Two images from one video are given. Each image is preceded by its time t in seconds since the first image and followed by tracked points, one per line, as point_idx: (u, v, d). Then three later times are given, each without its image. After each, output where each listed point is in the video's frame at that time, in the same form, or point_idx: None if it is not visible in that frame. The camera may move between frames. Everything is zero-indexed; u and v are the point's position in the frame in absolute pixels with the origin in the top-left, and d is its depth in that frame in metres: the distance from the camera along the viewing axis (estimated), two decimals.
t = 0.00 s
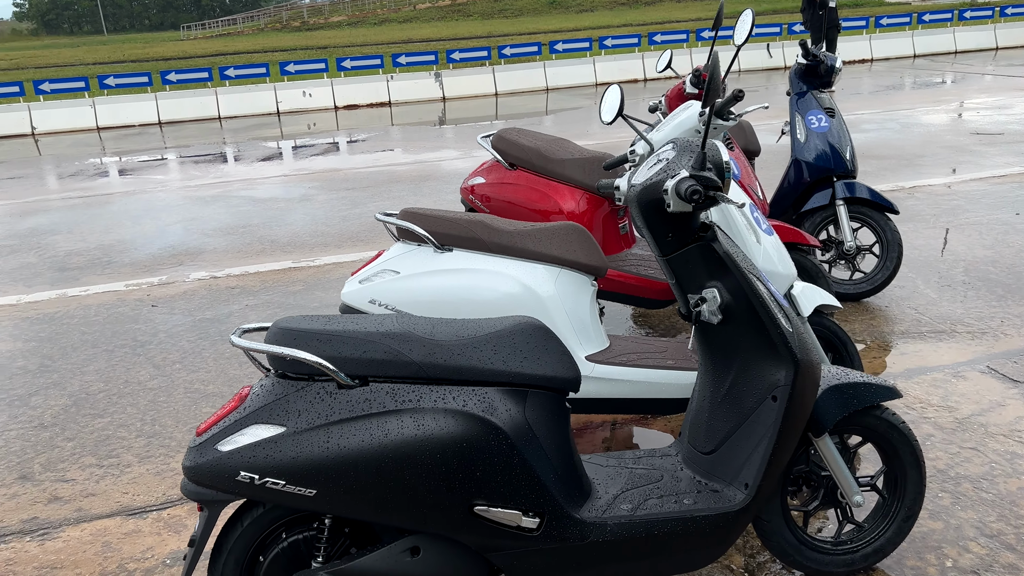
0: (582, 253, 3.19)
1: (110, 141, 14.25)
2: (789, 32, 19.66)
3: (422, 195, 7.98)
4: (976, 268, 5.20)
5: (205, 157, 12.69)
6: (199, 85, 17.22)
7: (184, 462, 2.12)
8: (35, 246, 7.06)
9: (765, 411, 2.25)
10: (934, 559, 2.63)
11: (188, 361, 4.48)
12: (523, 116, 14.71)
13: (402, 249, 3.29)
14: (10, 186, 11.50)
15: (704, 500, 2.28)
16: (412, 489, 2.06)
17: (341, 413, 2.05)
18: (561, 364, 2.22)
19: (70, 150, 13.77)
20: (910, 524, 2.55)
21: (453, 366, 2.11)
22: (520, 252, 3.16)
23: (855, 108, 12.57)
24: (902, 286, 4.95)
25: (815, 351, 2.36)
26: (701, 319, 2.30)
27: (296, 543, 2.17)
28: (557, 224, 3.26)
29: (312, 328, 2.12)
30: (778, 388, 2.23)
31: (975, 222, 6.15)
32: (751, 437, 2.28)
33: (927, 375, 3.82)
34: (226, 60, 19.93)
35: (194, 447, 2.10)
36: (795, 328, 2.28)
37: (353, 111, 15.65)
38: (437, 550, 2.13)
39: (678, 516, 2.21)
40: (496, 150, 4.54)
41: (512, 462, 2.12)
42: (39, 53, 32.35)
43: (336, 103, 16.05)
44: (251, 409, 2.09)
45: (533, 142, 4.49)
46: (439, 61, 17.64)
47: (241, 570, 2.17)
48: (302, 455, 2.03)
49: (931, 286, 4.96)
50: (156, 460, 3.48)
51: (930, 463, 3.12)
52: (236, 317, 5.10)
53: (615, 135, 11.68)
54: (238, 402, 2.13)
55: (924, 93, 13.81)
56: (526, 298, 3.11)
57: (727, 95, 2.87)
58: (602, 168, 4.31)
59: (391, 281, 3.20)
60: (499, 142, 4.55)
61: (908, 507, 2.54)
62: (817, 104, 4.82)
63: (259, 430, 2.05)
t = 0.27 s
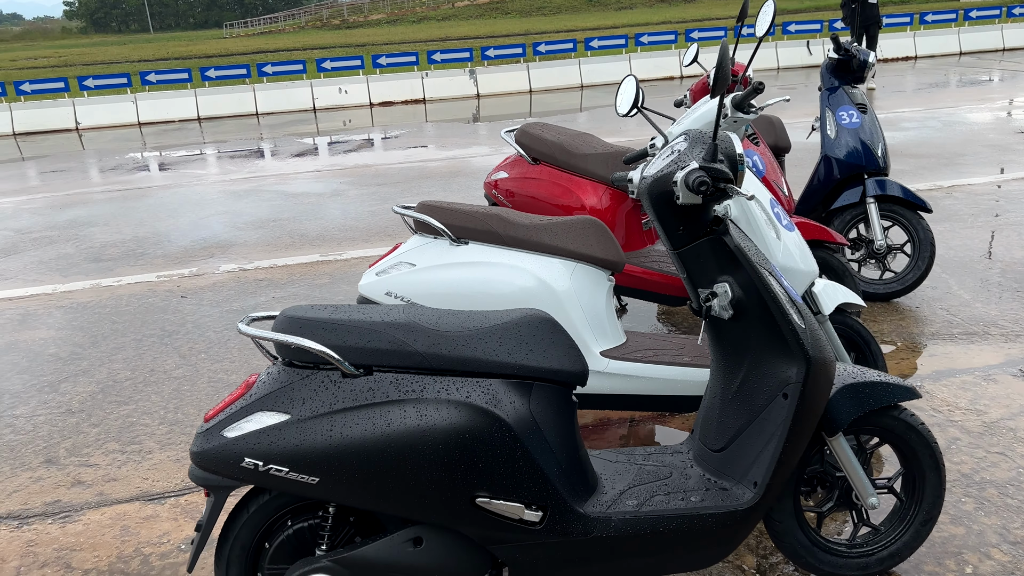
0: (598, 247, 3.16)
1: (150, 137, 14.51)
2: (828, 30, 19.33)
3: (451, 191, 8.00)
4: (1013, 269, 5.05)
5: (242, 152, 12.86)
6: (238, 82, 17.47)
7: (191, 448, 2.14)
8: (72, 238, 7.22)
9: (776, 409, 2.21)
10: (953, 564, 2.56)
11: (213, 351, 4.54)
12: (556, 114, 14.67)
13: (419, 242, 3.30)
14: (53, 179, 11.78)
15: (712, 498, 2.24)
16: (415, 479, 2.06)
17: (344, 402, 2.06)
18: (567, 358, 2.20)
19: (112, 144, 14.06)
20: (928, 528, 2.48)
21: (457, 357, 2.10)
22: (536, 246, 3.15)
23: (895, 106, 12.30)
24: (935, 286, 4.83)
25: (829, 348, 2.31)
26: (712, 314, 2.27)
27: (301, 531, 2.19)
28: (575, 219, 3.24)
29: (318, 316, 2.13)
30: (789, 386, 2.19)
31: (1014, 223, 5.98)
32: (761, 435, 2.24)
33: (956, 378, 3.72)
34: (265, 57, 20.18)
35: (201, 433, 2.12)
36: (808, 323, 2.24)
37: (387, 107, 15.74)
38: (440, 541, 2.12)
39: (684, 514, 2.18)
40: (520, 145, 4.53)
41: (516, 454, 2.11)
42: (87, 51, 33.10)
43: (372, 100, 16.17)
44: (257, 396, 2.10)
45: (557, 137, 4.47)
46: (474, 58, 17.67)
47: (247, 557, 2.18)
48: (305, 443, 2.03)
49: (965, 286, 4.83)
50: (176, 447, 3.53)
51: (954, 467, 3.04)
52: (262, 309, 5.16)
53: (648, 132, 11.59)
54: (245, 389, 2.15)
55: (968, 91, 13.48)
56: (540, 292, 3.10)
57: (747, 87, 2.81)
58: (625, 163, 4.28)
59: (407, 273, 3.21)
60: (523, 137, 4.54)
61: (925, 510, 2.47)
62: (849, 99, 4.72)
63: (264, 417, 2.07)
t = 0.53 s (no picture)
0: (606, 244, 3.17)
1: (188, 135, 14.79)
2: (868, 27, 19.00)
3: (477, 189, 8.04)
4: None
5: (276, 151, 13.06)
6: (274, 81, 17.72)
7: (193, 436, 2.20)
8: (107, 233, 7.40)
9: (772, 407, 2.21)
10: (958, 568, 2.51)
11: (235, 344, 4.63)
12: (588, 113, 14.63)
13: (429, 238, 3.34)
14: (93, 176, 12.07)
15: (706, 495, 2.24)
16: (409, 471, 2.09)
17: (340, 393, 2.10)
18: (563, 353, 2.21)
19: (151, 142, 14.37)
20: (931, 531, 2.45)
21: (452, 351, 2.13)
22: (543, 242, 3.17)
23: (934, 105, 12.06)
24: (960, 288, 4.74)
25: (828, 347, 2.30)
26: (709, 312, 2.27)
27: (299, 519, 2.23)
28: (584, 216, 3.26)
29: (317, 309, 2.17)
30: (784, 384, 2.18)
31: None
32: (756, 433, 2.24)
33: (975, 381, 3.65)
34: (301, 56, 20.44)
35: (202, 422, 2.18)
36: (804, 322, 2.24)
37: (420, 107, 15.85)
38: (434, 532, 2.15)
39: (676, 510, 2.19)
40: (537, 143, 4.56)
41: (508, 448, 2.13)
42: (131, 51, 33.83)
43: (405, 99, 16.29)
44: (256, 387, 2.15)
45: (573, 136, 4.49)
46: (506, 57, 17.70)
47: (247, 543, 2.23)
48: (302, 433, 2.08)
49: (992, 288, 4.73)
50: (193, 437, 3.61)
51: (966, 470, 2.99)
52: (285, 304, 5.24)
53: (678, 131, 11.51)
54: (246, 379, 2.20)
55: (1010, 90, 13.16)
56: (547, 289, 3.11)
57: (753, 85, 2.82)
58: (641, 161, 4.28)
59: (416, 268, 3.26)
60: (541, 135, 4.56)
61: (928, 513, 2.44)
62: (872, 97, 4.65)
63: (262, 407, 2.11)
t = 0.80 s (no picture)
0: (601, 250, 3.23)
1: (219, 136, 15.06)
2: (900, 28, 18.74)
3: (496, 192, 8.12)
4: None
5: (303, 152, 13.25)
6: (304, 83, 17.97)
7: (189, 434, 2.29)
8: (134, 233, 7.59)
9: (748, 414, 2.25)
10: None
11: (249, 344, 4.75)
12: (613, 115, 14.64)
13: (429, 243, 3.42)
14: (126, 176, 12.36)
15: (684, 499, 2.29)
16: (391, 471, 2.17)
17: (326, 395, 2.18)
18: (544, 358, 2.27)
19: (183, 143, 14.65)
20: (914, 539, 2.46)
21: (435, 356, 2.20)
22: (539, 249, 3.24)
23: (963, 107, 11.90)
24: (970, 295, 4.71)
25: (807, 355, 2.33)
26: (688, 320, 2.31)
27: (290, 516, 2.31)
28: (581, 222, 3.31)
29: (307, 313, 2.26)
30: (760, 391, 2.22)
31: None
32: (734, 439, 2.28)
33: (976, 389, 3.64)
34: (331, 58, 20.68)
35: (197, 420, 2.27)
36: (781, 330, 2.27)
37: (446, 108, 15.97)
38: (416, 530, 2.22)
39: (653, 513, 2.23)
40: (545, 149, 4.62)
41: (488, 450, 2.20)
42: (167, 52, 34.44)
43: (431, 100, 16.43)
44: (248, 387, 2.24)
45: (580, 142, 4.54)
46: (533, 59, 17.76)
47: (240, 538, 2.32)
48: (289, 433, 2.16)
49: (1003, 295, 4.69)
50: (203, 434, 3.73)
51: (958, 479, 2.99)
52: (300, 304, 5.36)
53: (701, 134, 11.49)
54: (239, 380, 2.29)
55: None
56: (542, 294, 3.18)
57: (745, 95, 2.91)
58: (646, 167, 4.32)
59: (416, 273, 3.34)
60: (548, 140, 4.62)
61: (910, 521, 2.45)
62: (882, 103, 4.65)
63: (253, 408, 2.20)
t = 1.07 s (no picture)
0: (594, 251, 3.26)
1: (242, 135, 15.27)
2: (926, 27, 18.52)
3: (509, 192, 8.18)
4: None
5: (323, 151, 13.40)
6: (326, 83, 18.15)
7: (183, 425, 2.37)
8: (153, 230, 7.75)
9: (723, 413, 2.30)
10: None
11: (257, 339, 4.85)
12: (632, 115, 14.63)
13: (428, 243, 3.49)
14: (150, 174, 12.59)
15: (660, 496, 2.34)
16: (373, 464, 2.23)
17: (311, 390, 2.25)
18: (525, 356, 2.33)
19: (206, 141, 14.87)
20: (892, 540, 2.49)
21: (416, 353, 2.27)
22: (533, 249, 3.29)
23: (985, 108, 11.77)
24: (975, 299, 4.69)
25: (785, 356, 2.37)
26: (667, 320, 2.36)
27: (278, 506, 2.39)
28: (576, 223, 3.36)
29: (295, 310, 2.33)
30: (734, 391, 2.27)
31: None
32: (710, 438, 2.33)
33: (972, 393, 3.65)
34: (354, 58, 20.86)
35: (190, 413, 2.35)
36: (757, 331, 2.32)
37: (466, 108, 16.05)
38: (398, 522, 2.29)
39: (629, 509, 2.29)
40: (549, 150, 4.68)
41: (468, 445, 2.26)
42: (195, 51, 34.89)
43: (451, 100, 16.53)
44: (238, 381, 2.32)
45: (583, 143, 4.59)
46: (553, 59, 17.78)
47: (230, 527, 2.40)
48: (274, 424, 2.24)
49: (1008, 299, 4.68)
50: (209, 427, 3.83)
51: (946, 482, 3.01)
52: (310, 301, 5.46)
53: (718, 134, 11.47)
54: (231, 373, 2.37)
55: None
56: (536, 294, 3.23)
57: (734, 99, 2.93)
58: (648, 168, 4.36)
59: (414, 271, 3.41)
60: (552, 141, 4.68)
61: (889, 521, 2.48)
62: (887, 106, 4.65)
63: (242, 400, 2.28)
